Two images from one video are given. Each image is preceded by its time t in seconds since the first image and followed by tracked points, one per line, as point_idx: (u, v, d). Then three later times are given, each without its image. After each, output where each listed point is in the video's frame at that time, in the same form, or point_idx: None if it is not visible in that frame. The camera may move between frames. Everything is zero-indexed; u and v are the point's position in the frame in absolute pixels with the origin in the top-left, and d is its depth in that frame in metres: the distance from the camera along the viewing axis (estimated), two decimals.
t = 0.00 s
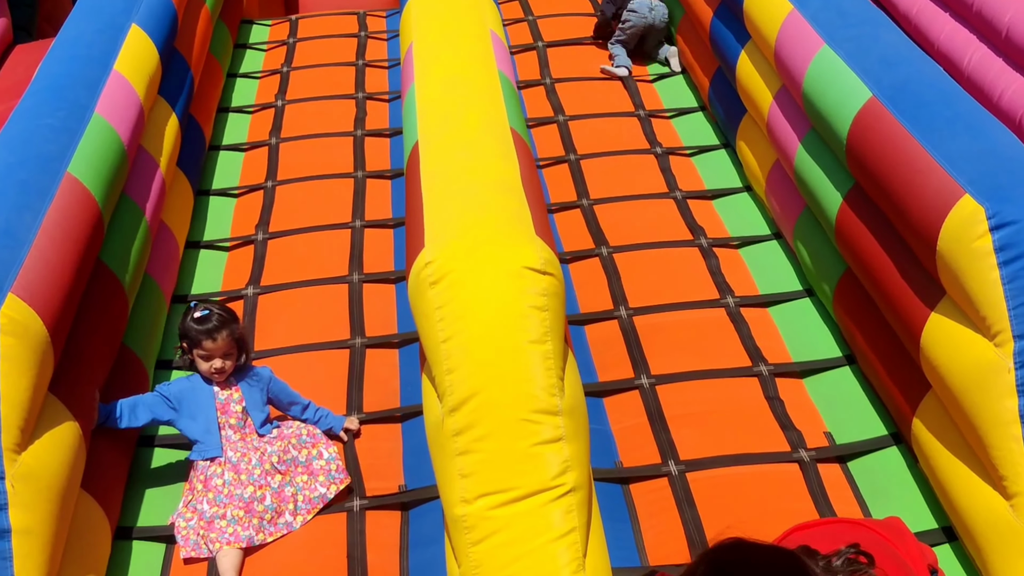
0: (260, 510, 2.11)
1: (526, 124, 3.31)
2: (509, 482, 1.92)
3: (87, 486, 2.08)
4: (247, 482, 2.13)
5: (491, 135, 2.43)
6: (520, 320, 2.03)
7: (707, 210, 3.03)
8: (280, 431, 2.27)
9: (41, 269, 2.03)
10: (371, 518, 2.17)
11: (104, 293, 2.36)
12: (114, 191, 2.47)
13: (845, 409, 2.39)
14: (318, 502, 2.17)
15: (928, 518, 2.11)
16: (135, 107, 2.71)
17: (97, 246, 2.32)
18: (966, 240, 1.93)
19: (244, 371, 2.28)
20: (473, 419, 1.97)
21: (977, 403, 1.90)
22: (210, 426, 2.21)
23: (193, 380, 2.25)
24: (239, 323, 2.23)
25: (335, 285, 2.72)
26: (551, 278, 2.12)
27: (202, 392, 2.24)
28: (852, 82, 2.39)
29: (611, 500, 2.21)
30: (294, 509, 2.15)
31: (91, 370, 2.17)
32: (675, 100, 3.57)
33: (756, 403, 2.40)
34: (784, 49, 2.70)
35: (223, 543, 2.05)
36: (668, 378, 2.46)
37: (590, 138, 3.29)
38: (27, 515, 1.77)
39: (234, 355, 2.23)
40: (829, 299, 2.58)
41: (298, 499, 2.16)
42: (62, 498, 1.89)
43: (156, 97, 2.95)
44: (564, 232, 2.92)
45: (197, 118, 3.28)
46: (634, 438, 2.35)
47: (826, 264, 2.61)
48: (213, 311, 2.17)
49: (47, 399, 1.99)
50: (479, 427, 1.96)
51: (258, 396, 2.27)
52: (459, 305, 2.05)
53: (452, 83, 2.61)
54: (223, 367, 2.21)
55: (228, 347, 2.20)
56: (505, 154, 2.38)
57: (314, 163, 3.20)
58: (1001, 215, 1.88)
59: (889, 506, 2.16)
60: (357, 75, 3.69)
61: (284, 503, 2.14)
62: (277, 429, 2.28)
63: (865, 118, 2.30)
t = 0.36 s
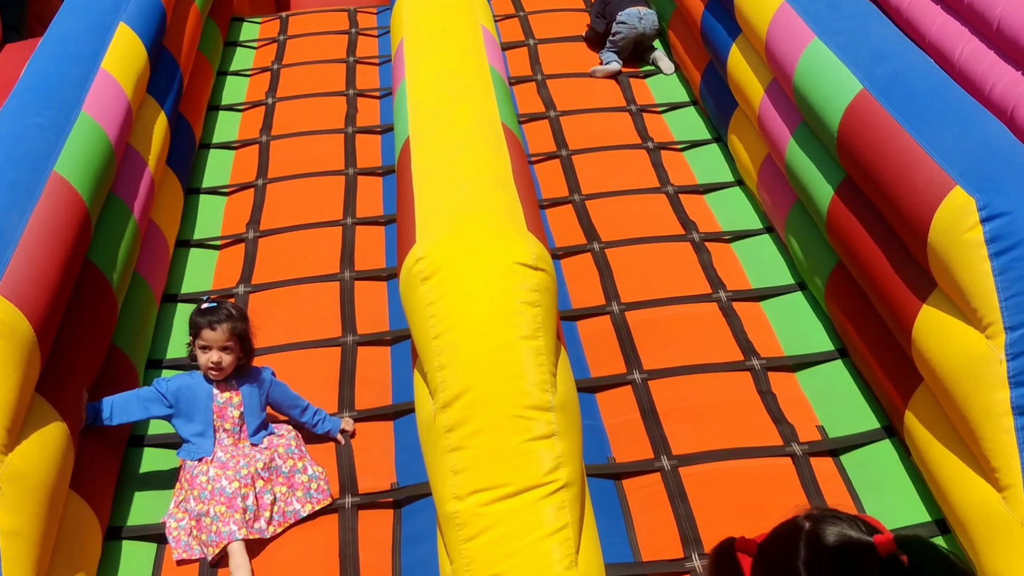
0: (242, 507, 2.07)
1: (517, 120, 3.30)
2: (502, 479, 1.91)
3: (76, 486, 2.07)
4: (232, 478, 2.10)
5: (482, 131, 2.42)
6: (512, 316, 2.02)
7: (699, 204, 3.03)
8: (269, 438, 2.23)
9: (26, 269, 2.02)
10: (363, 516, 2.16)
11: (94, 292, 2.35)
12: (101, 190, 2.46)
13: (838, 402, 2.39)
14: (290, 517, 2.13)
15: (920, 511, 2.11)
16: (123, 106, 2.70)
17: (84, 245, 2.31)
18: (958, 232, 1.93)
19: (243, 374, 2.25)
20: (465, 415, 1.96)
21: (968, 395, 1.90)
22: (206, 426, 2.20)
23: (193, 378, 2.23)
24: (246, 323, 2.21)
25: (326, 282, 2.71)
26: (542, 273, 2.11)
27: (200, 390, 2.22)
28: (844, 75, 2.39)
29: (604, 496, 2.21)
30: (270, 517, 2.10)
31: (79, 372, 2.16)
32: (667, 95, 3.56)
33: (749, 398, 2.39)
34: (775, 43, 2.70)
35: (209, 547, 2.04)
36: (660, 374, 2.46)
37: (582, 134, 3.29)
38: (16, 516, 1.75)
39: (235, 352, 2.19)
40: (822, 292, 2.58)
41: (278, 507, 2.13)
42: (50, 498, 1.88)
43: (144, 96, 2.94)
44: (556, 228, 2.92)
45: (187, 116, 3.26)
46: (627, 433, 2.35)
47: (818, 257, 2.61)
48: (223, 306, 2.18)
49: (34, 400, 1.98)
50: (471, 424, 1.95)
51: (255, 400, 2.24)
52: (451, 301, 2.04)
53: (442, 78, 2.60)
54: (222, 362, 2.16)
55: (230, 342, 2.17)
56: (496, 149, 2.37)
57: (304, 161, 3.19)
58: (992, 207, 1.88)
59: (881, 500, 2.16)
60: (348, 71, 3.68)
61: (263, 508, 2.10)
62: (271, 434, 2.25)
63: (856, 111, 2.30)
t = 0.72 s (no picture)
0: (211, 522, 1.99)
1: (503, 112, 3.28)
2: (486, 473, 1.90)
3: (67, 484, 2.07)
4: (204, 489, 2.01)
5: (465, 124, 2.41)
6: (494, 310, 2.01)
7: (685, 195, 3.01)
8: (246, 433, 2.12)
9: (20, 266, 2.02)
10: (350, 512, 2.16)
11: (85, 288, 2.34)
12: (91, 186, 2.44)
13: (824, 392, 2.38)
14: (268, 532, 2.06)
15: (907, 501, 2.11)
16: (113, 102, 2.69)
17: (75, 242, 2.30)
18: (941, 221, 1.92)
19: (222, 353, 2.13)
20: (448, 410, 1.95)
21: (954, 385, 1.90)
22: (181, 407, 2.09)
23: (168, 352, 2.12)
24: (230, 297, 2.08)
25: (311, 277, 2.70)
26: (524, 267, 2.10)
27: (176, 366, 2.10)
28: (826, 67, 2.37)
29: (591, 489, 2.21)
30: (245, 530, 2.03)
31: (76, 370, 2.16)
32: (654, 85, 3.54)
33: (736, 388, 2.39)
34: (758, 33, 2.68)
35: (173, 557, 1.96)
36: (647, 365, 2.45)
37: (568, 125, 3.27)
38: (9, 515, 1.76)
39: (212, 325, 2.06)
40: (808, 282, 2.57)
41: (253, 520, 2.05)
42: (43, 496, 1.88)
43: (132, 91, 2.93)
44: (542, 220, 2.91)
45: (172, 111, 3.25)
46: (614, 425, 2.34)
47: (804, 248, 2.60)
48: (209, 276, 2.07)
49: (28, 400, 1.99)
50: (454, 419, 1.94)
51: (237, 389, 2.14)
52: (433, 295, 2.03)
53: (425, 71, 2.59)
54: (194, 334, 2.04)
55: (207, 314, 2.05)
56: (479, 142, 2.36)
57: (289, 155, 3.18)
58: (974, 196, 1.87)
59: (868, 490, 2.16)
60: (333, 65, 3.66)
61: (239, 519, 2.03)
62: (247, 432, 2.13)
63: (838, 102, 2.28)
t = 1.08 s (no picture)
0: (198, 505, 1.99)
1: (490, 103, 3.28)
2: (473, 464, 1.90)
3: (53, 480, 2.07)
4: (188, 472, 2.00)
5: (450, 116, 2.40)
6: (481, 301, 2.01)
7: (673, 185, 3.01)
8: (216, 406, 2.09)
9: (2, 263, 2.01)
10: (339, 504, 2.16)
11: (67, 282, 2.34)
12: (73, 182, 2.43)
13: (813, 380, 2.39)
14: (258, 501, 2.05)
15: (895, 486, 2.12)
16: (94, 96, 2.67)
17: (59, 237, 2.29)
18: (926, 207, 1.93)
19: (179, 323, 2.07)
20: (436, 402, 1.95)
21: (939, 371, 1.89)
22: (156, 386, 2.05)
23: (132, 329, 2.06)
24: (183, 266, 2.04)
25: (299, 271, 2.70)
26: (510, 257, 2.10)
27: (142, 346, 2.05)
28: (812, 51, 2.37)
29: (580, 479, 2.21)
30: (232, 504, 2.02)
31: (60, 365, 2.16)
32: (641, 76, 3.53)
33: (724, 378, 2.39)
34: (743, 22, 2.68)
35: (157, 540, 1.95)
36: (635, 355, 2.45)
37: (556, 116, 3.27)
38: None
39: (169, 296, 2.02)
40: (795, 271, 2.58)
41: (236, 492, 2.03)
42: (30, 492, 1.88)
43: (115, 85, 2.92)
44: (530, 211, 2.91)
45: (158, 105, 3.24)
46: (602, 416, 2.35)
47: (790, 236, 2.60)
48: (156, 245, 2.02)
49: (12, 397, 1.99)
50: (441, 410, 1.94)
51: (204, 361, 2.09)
52: (419, 287, 2.03)
53: (409, 63, 2.58)
54: (154, 306, 1.99)
55: (163, 284, 2.00)
56: (464, 133, 2.36)
57: (276, 148, 3.17)
58: (959, 182, 1.88)
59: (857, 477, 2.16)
60: (319, 57, 3.65)
61: (230, 488, 2.04)
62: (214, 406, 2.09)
63: (824, 90, 2.28)
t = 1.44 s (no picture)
0: (145, 510, 1.92)
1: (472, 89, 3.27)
2: (457, 450, 1.90)
3: (34, 469, 2.06)
4: (138, 475, 1.96)
5: (431, 101, 2.39)
6: (463, 286, 2.01)
7: (657, 169, 3.00)
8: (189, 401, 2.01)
9: None
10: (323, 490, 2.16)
11: (44, 271, 2.32)
12: (49, 170, 2.41)
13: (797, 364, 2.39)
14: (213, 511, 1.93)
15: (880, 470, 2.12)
16: (70, 83, 2.64)
17: (34, 226, 2.28)
18: (907, 190, 1.93)
19: (156, 318, 2.05)
20: (418, 388, 1.94)
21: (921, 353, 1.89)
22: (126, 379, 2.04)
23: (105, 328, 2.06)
24: (152, 264, 2.01)
25: (281, 258, 2.69)
26: (493, 243, 2.09)
27: (113, 343, 2.04)
28: (796, 35, 2.38)
29: (564, 463, 2.22)
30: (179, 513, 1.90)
31: (37, 354, 2.15)
32: (625, 61, 3.52)
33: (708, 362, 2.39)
34: (729, 8, 2.67)
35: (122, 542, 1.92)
36: (619, 340, 2.45)
37: (540, 101, 3.26)
38: None
39: (145, 297, 2.00)
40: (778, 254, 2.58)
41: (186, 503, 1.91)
42: (5, 486, 1.88)
43: (92, 72, 2.89)
44: (514, 197, 2.90)
45: (138, 93, 3.21)
46: (586, 401, 2.35)
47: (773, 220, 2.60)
48: (125, 243, 1.98)
49: None
50: (424, 396, 1.94)
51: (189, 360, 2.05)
52: (400, 273, 2.02)
53: (391, 48, 2.57)
54: (136, 306, 1.97)
55: (141, 283, 1.98)
56: (446, 119, 2.35)
57: (258, 135, 3.15)
58: (941, 164, 1.89)
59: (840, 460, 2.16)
60: (301, 43, 3.62)
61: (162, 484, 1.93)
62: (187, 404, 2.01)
63: (808, 71, 2.28)
